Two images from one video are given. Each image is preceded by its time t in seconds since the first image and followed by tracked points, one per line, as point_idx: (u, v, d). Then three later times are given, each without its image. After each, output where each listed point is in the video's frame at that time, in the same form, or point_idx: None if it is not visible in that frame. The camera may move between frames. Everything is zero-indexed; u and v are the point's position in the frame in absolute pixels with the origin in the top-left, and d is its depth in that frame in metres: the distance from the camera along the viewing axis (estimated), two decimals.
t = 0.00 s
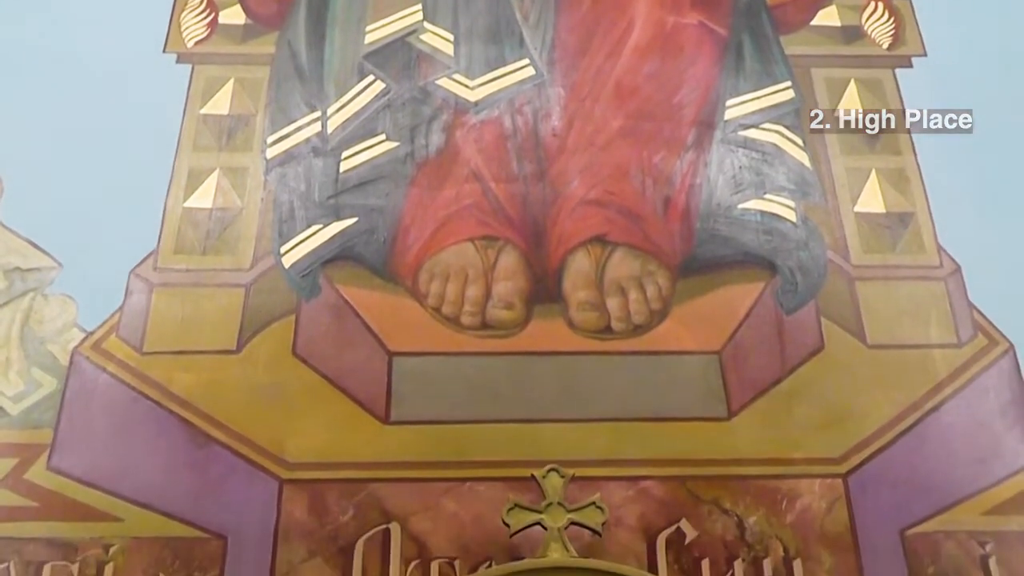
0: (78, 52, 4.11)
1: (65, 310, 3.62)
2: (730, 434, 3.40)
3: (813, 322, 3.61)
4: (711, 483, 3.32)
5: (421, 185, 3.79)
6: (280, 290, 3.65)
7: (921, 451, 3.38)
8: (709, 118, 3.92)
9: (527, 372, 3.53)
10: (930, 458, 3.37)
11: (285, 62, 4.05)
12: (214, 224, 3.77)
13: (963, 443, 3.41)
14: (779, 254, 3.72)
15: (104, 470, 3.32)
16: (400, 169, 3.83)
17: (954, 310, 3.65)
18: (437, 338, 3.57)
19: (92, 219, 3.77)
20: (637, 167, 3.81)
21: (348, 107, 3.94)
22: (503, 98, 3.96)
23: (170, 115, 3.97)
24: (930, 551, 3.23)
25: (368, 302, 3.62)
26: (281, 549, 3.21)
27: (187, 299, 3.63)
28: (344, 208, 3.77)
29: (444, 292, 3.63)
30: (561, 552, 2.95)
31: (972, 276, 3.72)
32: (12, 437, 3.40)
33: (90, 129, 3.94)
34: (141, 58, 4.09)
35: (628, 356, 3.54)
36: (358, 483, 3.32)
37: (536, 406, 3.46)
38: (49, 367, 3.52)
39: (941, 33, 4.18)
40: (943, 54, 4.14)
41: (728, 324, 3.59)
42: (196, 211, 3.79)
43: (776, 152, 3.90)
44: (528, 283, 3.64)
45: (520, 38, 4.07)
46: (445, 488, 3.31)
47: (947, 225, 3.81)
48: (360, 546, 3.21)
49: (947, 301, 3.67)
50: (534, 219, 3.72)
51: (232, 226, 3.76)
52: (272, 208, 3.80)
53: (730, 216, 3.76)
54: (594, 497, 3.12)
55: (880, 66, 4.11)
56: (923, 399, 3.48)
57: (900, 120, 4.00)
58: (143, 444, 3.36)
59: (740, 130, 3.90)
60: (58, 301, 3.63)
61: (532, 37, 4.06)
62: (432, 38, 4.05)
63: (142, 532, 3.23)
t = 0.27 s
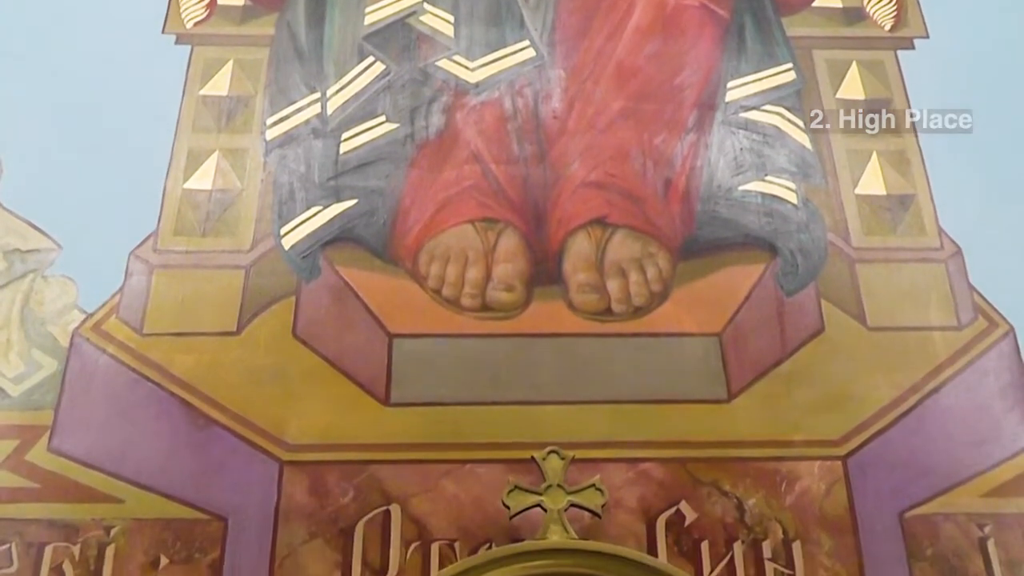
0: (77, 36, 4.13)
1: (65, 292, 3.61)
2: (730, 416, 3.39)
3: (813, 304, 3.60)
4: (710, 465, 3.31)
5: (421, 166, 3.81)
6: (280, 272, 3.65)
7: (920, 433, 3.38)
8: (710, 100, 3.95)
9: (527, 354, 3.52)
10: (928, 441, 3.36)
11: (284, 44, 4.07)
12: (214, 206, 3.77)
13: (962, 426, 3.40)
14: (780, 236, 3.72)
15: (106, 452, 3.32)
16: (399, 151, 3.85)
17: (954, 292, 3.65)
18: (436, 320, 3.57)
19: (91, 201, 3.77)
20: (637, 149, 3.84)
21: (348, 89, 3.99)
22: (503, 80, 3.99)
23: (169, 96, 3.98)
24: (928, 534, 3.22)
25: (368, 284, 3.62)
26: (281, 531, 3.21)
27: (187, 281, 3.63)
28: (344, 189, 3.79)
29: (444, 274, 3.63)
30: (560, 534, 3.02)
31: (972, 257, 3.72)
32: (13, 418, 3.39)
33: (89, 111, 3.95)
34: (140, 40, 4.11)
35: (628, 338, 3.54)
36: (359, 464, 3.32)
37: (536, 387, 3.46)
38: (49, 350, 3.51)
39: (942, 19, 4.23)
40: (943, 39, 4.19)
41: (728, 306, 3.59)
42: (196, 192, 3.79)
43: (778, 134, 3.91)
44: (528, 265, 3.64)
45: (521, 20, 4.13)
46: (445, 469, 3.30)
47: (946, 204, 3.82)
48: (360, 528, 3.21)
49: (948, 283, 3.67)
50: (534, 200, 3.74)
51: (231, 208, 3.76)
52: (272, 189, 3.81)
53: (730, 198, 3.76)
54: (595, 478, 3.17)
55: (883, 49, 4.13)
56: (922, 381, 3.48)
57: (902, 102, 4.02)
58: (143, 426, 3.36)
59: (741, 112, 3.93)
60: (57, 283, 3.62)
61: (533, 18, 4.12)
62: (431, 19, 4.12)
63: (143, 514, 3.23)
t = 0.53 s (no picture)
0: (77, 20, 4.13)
1: (64, 275, 3.61)
2: (730, 399, 3.39)
3: (813, 288, 3.60)
4: (709, 448, 3.31)
5: (421, 149, 3.81)
6: (280, 254, 3.64)
7: (919, 416, 3.37)
8: (712, 83, 3.95)
9: (527, 337, 3.52)
10: (928, 425, 3.36)
11: (283, 26, 4.06)
12: (214, 188, 3.77)
13: (961, 409, 3.39)
14: (780, 219, 3.71)
15: (106, 435, 3.33)
16: (400, 133, 3.85)
17: (954, 275, 3.65)
18: (436, 302, 3.57)
19: (90, 184, 3.77)
20: (638, 132, 3.84)
21: (348, 71, 3.98)
22: (503, 63, 3.98)
23: (169, 80, 3.97)
24: (927, 517, 3.22)
25: (368, 266, 3.62)
26: (281, 515, 3.21)
27: (187, 264, 3.63)
28: (344, 172, 3.78)
29: (444, 256, 3.63)
30: (561, 516, 2.96)
31: (973, 242, 3.71)
32: (14, 401, 3.39)
33: (88, 95, 3.95)
34: (139, 24, 4.11)
35: (628, 320, 3.54)
36: (359, 447, 3.32)
37: (536, 370, 3.46)
38: (49, 332, 3.51)
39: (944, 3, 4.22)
40: (945, 23, 4.17)
41: (728, 289, 3.59)
42: (196, 174, 3.79)
43: (779, 117, 3.91)
44: (528, 247, 3.64)
45: (521, 2, 4.12)
46: (445, 452, 3.30)
47: (948, 190, 3.81)
48: (361, 511, 3.21)
49: (948, 267, 3.66)
50: (534, 183, 3.73)
51: (231, 190, 3.76)
52: (272, 171, 3.80)
53: (731, 181, 3.76)
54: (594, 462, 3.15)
55: (886, 32, 4.12)
56: (922, 364, 3.47)
57: (903, 87, 4.01)
58: (143, 409, 3.36)
59: (742, 95, 3.92)
60: (57, 265, 3.62)
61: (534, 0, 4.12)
62: (431, 2, 4.11)
63: (143, 497, 3.23)
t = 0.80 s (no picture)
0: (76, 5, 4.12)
1: (64, 259, 3.60)
2: (730, 383, 3.40)
3: (813, 272, 3.60)
4: (709, 433, 3.31)
5: (421, 133, 3.81)
6: (280, 238, 3.64)
7: (919, 400, 3.37)
8: (712, 67, 3.94)
9: (527, 321, 3.51)
10: (928, 409, 3.36)
11: (284, 11, 4.06)
12: (213, 172, 3.77)
13: (961, 394, 3.39)
14: (780, 204, 3.71)
15: (106, 419, 3.33)
16: (400, 118, 3.84)
17: (955, 260, 3.64)
18: (436, 287, 3.56)
19: (89, 168, 3.76)
20: (639, 116, 3.83)
21: (348, 56, 3.98)
22: (504, 47, 3.98)
23: (168, 64, 3.96)
24: (927, 501, 3.23)
25: (368, 251, 3.61)
26: (281, 499, 3.21)
27: (186, 249, 3.62)
28: (344, 156, 3.78)
29: (444, 241, 3.63)
30: (560, 501, 2.97)
31: (974, 227, 3.70)
32: (14, 385, 3.39)
33: (87, 80, 3.94)
34: (138, 8, 4.10)
35: (628, 305, 3.54)
36: (359, 432, 3.32)
37: (536, 354, 3.45)
38: (49, 317, 3.51)
39: None
40: (946, 9, 4.16)
41: (729, 274, 3.58)
42: (196, 158, 3.79)
43: (780, 102, 3.90)
44: (528, 232, 3.64)
45: None
46: (445, 437, 3.30)
47: (950, 175, 3.81)
48: (361, 496, 3.22)
49: (949, 252, 3.66)
50: (535, 168, 3.73)
51: (231, 174, 3.76)
52: (272, 156, 3.80)
53: (732, 165, 3.75)
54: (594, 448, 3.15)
55: (887, 17, 4.11)
56: (922, 349, 3.47)
57: (905, 71, 4.00)
58: (143, 394, 3.36)
59: (743, 79, 3.92)
60: (57, 249, 3.62)
61: None
62: None
63: (144, 481, 3.24)
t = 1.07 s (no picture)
0: None
1: (63, 246, 3.60)
2: (730, 370, 3.39)
3: (814, 259, 3.59)
4: (709, 421, 3.31)
5: (421, 120, 3.80)
6: (280, 225, 3.64)
7: (919, 388, 3.37)
8: (713, 54, 3.94)
9: (527, 308, 3.51)
10: (928, 397, 3.36)
11: None
12: (213, 159, 3.76)
13: (960, 381, 3.39)
14: (781, 191, 3.70)
15: (106, 406, 3.33)
16: (400, 104, 3.84)
17: (955, 248, 3.64)
18: (436, 274, 3.56)
19: (89, 155, 3.75)
20: (639, 103, 3.82)
21: (347, 42, 3.97)
22: (504, 34, 3.97)
23: (167, 51, 3.96)
24: (926, 489, 3.23)
25: (368, 238, 3.61)
26: (282, 487, 3.22)
27: (186, 236, 3.62)
28: (344, 143, 3.77)
29: (444, 228, 3.63)
30: (561, 488, 2.96)
31: (975, 215, 3.70)
32: (14, 372, 3.39)
33: (86, 66, 3.93)
34: None
35: (628, 292, 3.54)
36: (359, 419, 3.32)
37: (536, 342, 3.45)
38: (49, 303, 3.51)
39: None
40: None
41: (729, 261, 3.58)
42: (195, 145, 3.78)
43: (781, 89, 3.89)
44: (528, 219, 3.64)
45: None
46: (445, 424, 3.31)
47: (950, 163, 3.80)
48: (361, 484, 3.22)
49: (950, 239, 3.65)
50: (535, 155, 3.73)
51: (231, 161, 3.75)
52: (271, 142, 3.79)
53: (732, 152, 3.75)
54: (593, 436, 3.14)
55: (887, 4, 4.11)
56: (922, 336, 3.47)
57: (906, 58, 3.99)
58: (143, 381, 3.36)
59: (744, 67, 3.91)
60: (56, 236, 3.61)
61: None
62: None
63: (144, 468, 3.24)
